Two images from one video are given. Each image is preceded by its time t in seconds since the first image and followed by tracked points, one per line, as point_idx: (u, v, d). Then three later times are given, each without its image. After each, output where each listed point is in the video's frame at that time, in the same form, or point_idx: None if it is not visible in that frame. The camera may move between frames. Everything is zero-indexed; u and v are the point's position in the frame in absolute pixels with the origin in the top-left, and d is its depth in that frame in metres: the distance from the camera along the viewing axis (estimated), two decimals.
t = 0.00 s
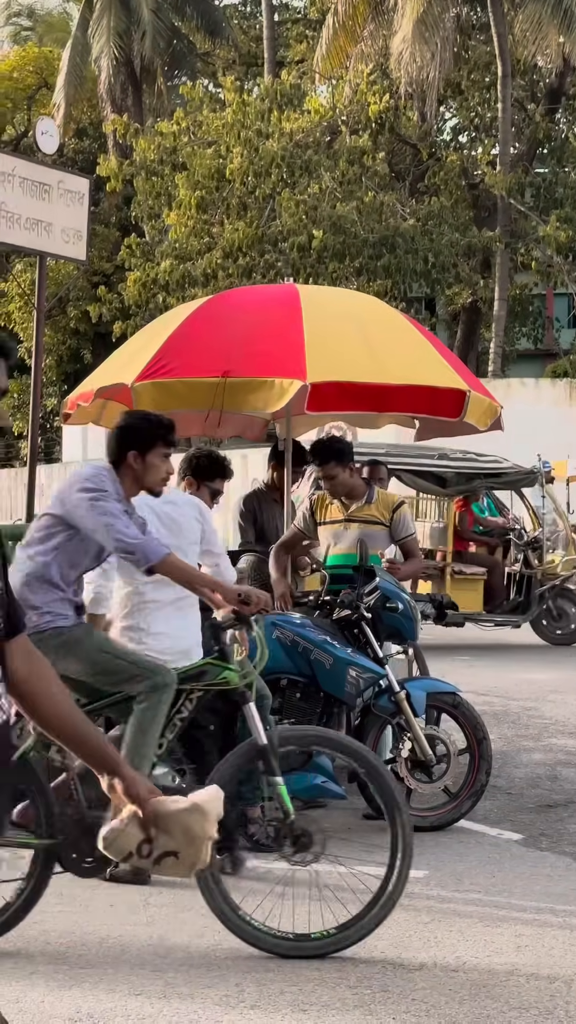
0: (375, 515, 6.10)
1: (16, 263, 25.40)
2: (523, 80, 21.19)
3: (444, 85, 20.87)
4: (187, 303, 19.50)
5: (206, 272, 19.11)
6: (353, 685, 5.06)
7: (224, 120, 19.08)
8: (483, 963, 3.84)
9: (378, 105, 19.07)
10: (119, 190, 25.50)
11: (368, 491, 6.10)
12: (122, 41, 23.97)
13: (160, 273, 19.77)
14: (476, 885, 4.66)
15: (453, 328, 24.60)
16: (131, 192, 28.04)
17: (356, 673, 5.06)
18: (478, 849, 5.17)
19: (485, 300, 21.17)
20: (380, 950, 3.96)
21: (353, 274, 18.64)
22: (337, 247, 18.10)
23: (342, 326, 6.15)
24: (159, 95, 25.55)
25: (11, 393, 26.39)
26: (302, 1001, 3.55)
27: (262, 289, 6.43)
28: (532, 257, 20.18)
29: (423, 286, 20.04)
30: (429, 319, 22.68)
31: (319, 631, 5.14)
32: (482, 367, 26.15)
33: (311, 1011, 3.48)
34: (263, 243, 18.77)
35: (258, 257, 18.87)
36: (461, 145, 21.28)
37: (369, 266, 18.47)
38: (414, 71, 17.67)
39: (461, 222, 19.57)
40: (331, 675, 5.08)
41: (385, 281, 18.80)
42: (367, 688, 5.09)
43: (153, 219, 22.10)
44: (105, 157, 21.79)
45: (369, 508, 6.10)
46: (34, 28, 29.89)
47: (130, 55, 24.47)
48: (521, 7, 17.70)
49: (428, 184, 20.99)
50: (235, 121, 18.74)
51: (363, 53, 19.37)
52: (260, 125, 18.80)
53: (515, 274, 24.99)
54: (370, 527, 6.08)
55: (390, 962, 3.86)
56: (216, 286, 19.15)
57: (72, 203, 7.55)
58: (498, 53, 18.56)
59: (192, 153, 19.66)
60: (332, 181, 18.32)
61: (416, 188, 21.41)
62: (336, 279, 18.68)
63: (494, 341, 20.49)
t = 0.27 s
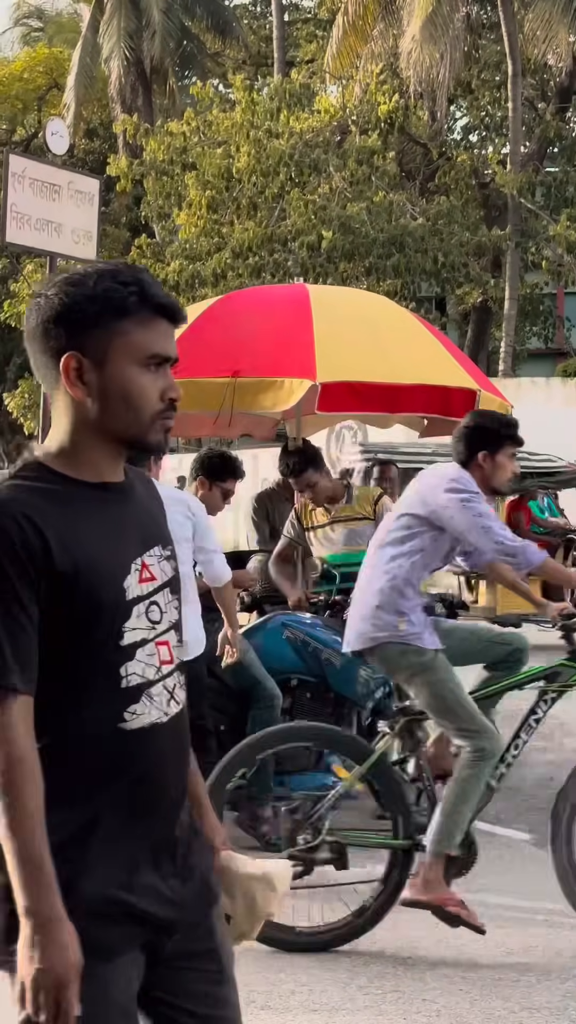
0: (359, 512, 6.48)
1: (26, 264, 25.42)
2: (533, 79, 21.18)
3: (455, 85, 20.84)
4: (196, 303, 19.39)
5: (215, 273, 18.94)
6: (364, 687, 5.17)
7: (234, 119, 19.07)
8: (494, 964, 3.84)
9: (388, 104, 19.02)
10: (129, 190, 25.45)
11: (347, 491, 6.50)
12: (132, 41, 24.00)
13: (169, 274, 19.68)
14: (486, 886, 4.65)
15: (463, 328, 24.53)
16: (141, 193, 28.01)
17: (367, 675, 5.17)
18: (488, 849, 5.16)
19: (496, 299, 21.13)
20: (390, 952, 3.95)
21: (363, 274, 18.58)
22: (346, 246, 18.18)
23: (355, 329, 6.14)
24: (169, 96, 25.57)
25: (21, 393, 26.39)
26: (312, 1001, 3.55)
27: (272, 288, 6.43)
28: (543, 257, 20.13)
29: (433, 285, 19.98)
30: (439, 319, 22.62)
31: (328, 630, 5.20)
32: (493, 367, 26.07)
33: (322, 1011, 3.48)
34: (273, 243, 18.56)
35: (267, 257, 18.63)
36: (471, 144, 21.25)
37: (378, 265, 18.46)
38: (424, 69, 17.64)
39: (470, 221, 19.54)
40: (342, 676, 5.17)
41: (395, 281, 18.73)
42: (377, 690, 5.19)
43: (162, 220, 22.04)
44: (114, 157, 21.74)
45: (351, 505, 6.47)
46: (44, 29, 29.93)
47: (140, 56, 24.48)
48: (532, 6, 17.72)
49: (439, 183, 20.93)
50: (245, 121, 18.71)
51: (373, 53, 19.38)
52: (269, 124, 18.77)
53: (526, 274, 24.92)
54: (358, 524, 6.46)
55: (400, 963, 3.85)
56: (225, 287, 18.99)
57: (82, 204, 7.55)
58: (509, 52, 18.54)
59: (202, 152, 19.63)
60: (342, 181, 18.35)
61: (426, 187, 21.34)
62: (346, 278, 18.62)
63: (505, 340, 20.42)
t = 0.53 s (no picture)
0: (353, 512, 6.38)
1: (33, 264, 25.45)
2: (540, 79, 21.19)
3: (462, 85, 20.87)
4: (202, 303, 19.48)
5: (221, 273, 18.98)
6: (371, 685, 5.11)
7: (239, 120, 19.08)
8: (500, 965, 3.83)
9: (395, 104, 19.04)
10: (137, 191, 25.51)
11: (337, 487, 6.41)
12: (139, 42, 24.05)
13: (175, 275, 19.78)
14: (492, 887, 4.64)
15: (470, 329, 24.56)
16: (148, 193, 28.08)
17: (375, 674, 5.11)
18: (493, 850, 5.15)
19: (503, 299, 21.15)
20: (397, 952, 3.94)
21: (369, 275, 18.56)
22: (351, 246, 18.11)
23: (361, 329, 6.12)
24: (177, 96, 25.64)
25: (29, 394, 26.43)
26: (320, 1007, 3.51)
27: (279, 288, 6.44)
28: (549, 256, 20.15)
29: (440, 285, 19.99)
30: (446, 319, 22.66)
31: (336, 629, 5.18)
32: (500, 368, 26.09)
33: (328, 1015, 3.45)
34: (279, 243, 18.66)
35: (273, 256, 18.74)
36: (478, 144, 21.29)
37: (384, 266, 18.33)
38: (431, 69, 17.64)
39: (477, 221, 19.55)
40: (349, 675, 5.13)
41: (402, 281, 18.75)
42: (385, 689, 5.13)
43: (168, 220, 22.11)
44: (122, 158, 21.82)
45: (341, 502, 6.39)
46: (52, 31, 29.96)
47: (147, 57, 24.53)
48: (539, 7, 17.73)
49: (446, 183, 20.95)
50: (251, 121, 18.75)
51: (380, 53, 19.42)
52: (275, 125, 18.80)
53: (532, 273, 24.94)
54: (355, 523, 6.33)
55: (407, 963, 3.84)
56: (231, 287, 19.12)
57: (89, 204, 7.53)
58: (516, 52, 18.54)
59: (209, 153, 19.67)
60: (349, 181, 18.31)
61: (433, 187, 21.36)
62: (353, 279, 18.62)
63: (511, 340, 20.41)
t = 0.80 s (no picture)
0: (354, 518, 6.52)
1: (36, 266, 25.43)
2: (543, 80, 21.16)
3: (464, 86, 20.86)
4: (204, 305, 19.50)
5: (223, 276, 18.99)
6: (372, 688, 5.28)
7: (241, 121, 19.10)
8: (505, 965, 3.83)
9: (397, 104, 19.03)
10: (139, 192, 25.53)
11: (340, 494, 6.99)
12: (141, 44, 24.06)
13: (177, 277, 19.79)
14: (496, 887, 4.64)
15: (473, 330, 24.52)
16: (150, 194, 28.10)
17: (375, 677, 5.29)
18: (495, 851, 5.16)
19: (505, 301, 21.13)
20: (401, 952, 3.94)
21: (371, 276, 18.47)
22: (353, 248, 18.08)
23: (361, 330, 6.18)
24: (181, 98, 25.63)
25: (32, 396, 26.43)
26: (325, 1006, 3.51)
27: (283, 291, 6.47)
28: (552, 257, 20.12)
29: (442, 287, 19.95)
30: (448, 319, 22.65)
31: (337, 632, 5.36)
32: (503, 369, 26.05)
33: (332, 1014, 3.45)
34: (281, 244, 18.68)
35: (275, 257, 18.77)
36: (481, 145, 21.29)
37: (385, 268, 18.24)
38: (433, 69, 17.59)
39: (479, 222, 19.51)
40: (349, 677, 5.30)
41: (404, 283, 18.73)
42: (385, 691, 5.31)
43: (171, 222, 22.13)
44: (124, 160, 21.85)
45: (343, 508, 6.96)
46: (55, 33, 29.94)
47: (149, 58, 24.54)
48: (542, 7, 17.70)
49: (448, 184, 20.92)
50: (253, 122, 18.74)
51: (382, 54, 19.42)
52: (277, 126, 18.79)
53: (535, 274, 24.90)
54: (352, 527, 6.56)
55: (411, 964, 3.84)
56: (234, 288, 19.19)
57: (92, 205, 7.53)
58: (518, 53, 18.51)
59: (211, 154, 19.67)
60: (351, 182, 18.28)
61: (436, 188, 21.35)
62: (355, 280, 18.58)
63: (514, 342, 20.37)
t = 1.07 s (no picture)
0: (357, 521, 6.51)
1: (36, 269, 25.49)
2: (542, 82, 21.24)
3: (463, 88, 20.89)
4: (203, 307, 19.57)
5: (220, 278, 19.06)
6: (372, 689, 5.16)
7: (240, 124, 19.16)
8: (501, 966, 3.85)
9: (396, 106, 19.01)
10: (139, 196, 25.60)
11: (351, 498, 6.49)
12: (140, 47, 24.09)
13: (175, 280, 19.85)
14: (493, 888, 4.67)
15: (473, 331, 24.57)
16: (150, 197, 28.15)
17: (374, 678, 5.16)
18: (493, 852, 5.19)
19: (504, 302, 21.18)
20: (399, 954, 3.96)
21: (370, 278, 18.45)
22: (351, 250, 18.10)
23: (359, 329, 6.18)
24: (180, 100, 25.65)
25: (32, 398, 26.47)
26: (323, 1008, 3.53)
27: (282, 291, 6.50)
28: (551, 259, 20.17)
29: (441, 289, 19.98)
30: (447, 321, 22.70)
31: (335, 633, 5.20)
32: (503, 370, 26.10)
33: (331, 1015, 3.47)
34: (279, 246, 18.70)
35: (273, 260, 18.84)
36: (479, 148, 21.40)
37: (384, 270, 18.28)
38: (431, 72, 17.62)
39: (478, 224, 19.56)
40: (349, 679, 5.14)
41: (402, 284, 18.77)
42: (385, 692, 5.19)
43: (170, 224, 22.19)
44: (124, 163, 21.91)
45: (352, 514, 6.51)
46: (55, 35, 30.03)
47: (148, 61, 24.58)
48: (540, 9, 17.75)
49: (446, 186, 20.96)
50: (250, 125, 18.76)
51: (381, 57, 19.43)
52: (274, 128, 18.82)
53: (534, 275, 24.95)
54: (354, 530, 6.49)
55: (409, 964, 3.87)
56: (233, 291, 19.27)
57: (90, 208, 7.54)
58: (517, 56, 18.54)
59: (210, 157, 19.72)
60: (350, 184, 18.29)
61: (435, 190, 21.38)
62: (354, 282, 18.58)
63: (513, 342, 20.40)
